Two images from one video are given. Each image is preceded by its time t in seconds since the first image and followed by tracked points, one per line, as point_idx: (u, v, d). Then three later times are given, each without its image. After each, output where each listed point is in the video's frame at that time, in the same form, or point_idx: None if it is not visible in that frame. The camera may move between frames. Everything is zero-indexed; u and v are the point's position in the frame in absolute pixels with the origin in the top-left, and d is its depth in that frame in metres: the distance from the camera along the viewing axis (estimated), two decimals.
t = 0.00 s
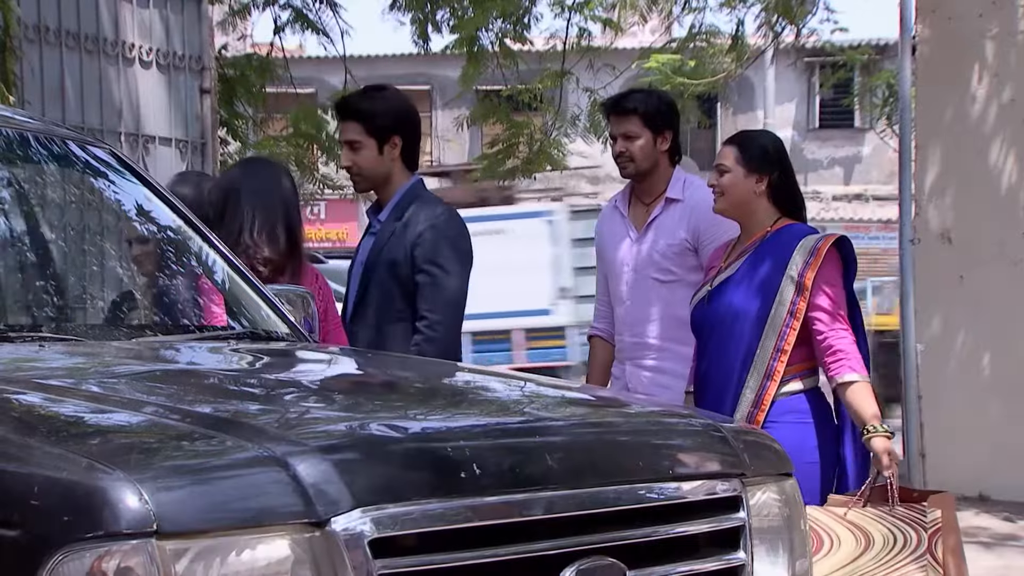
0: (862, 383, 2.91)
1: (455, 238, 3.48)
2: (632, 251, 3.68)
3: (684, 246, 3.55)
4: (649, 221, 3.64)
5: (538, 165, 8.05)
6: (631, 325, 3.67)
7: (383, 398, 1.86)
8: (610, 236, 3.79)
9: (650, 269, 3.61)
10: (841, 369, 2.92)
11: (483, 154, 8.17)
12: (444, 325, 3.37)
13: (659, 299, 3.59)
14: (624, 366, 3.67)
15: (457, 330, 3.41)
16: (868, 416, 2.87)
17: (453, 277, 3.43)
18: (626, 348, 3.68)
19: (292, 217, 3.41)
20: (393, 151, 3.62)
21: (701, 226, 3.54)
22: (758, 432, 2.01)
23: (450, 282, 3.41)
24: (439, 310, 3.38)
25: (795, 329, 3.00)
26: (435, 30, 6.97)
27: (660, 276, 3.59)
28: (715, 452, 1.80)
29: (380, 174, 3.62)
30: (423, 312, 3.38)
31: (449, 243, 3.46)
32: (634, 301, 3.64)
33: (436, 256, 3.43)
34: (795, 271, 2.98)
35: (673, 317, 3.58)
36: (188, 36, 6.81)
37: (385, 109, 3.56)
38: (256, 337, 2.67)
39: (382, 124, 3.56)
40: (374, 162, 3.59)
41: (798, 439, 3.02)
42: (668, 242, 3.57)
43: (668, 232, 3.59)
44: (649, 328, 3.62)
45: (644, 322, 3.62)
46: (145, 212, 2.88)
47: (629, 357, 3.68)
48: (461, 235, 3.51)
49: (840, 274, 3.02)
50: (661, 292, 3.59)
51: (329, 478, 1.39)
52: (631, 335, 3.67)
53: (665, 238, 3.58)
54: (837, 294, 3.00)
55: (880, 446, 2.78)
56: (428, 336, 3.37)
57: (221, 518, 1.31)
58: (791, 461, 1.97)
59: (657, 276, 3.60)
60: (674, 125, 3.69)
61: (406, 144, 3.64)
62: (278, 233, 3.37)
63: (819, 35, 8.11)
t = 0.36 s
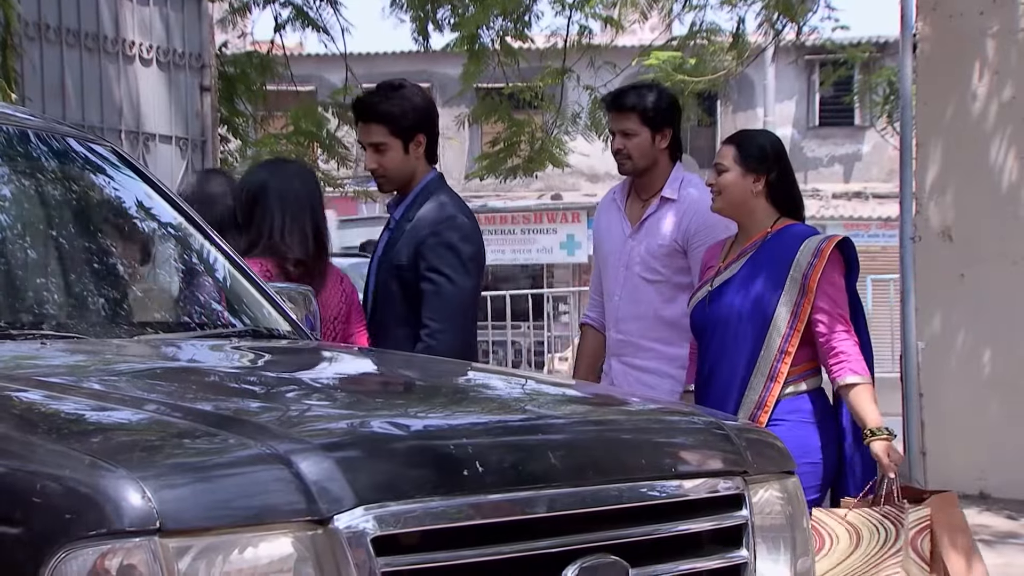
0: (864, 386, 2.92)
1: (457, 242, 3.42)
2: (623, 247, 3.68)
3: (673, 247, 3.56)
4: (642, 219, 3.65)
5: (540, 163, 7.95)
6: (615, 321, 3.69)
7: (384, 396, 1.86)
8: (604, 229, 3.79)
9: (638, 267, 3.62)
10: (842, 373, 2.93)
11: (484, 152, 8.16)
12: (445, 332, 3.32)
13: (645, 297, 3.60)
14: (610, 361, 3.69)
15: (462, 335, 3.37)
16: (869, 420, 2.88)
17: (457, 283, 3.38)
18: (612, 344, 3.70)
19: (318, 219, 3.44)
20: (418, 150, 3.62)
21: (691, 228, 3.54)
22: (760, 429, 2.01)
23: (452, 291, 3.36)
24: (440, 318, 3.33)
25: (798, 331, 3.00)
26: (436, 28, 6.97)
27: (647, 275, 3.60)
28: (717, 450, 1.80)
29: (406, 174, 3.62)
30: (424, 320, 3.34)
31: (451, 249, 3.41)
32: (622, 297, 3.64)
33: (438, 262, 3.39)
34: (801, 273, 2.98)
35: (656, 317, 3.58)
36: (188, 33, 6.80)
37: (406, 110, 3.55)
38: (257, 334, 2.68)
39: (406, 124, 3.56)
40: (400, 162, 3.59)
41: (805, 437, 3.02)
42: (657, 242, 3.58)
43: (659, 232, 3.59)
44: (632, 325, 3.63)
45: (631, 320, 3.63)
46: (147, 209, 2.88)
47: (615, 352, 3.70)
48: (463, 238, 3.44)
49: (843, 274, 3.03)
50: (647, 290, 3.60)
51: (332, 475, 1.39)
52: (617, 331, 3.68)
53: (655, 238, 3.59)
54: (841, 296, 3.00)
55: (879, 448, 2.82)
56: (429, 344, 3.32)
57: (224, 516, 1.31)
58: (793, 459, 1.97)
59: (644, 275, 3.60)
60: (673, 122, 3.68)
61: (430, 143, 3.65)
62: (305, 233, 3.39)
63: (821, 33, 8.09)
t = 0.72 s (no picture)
0: (860, 390, 2.92)
1: (451, 241, 3.41)
2: (622, 247, 3.69)
3: (673, 251, 3.55)
4: (642, 220, 3.65)
5: (540, 165, 7.93)
6: (613, 321, 3.70)
7: (386, 396, 1.86)
8: (605, 227, 3.80)
9: (637, 268, 3.62)
10: (840, 375, 2.93)
11: (485, 153, 8.16)
12: (436, 331, 3.31)
13: (643, 299, 3.60)
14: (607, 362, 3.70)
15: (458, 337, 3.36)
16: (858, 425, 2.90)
17: (449, 283, 3.36)
18: (608, 344, 3.71)
19: (333, 218, 3.44)
20: (423, 150, 3.62)
21: (692, 233, 3.53)
22: (763, 430, 2.01)
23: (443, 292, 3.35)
24: (432, 316, 3.32)
25: (801, 330, 3.00)
26: (436, 29, 6.97)
27: (646, 278, 3.60)
28: (720, 450, 1.80)
29: (411, 175, 3.62)
30: (417, 319, 3.34)
31: (446, 247, 3.40)
32: (621, 298, 3.65)
33: (432, 261, 3.39)
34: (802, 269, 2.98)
35: (653, 319, 3.59)
36: (188, 34, 6.79)
37: (410, 111, 3.54)
38: (259, 335, 2.67)
39: (411, 126, 3.55)
40: (405, 164, 3.59)
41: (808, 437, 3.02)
42: (657, 245, 3.57)
43: (658, 234, 3.58)
44: (630, 326, 3.64)
45: (628, 320, 3.64)
46: (148, 209, 2.88)
47: (612, 353, 3.71)
48: (458, 237, 3.42)
49: (846, 272, 3.03)
50: (644, 292, 3.60)
51: (336, 476, 1.38)
52: (614, 332, 3.69)
53: (655, 240, 3.58)
54: (842, 296, 3.00)
55: (862, 457, 2.87)
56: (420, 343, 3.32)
57: (227, 517, 1.31)
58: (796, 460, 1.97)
59: (644, 278, 3.60)
60: (675, 124, 3.66)
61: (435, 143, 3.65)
62: (323, 233, 3.40)
63: (822, 33, 8.09)
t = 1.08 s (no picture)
0: (851, 393, 2.92)
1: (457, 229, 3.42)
2: (614, 245, 3.68)
3: (669, 248, 3.56)
4: (635, 218, 3.64)
5: (541, 164, 7.92)
6: (604, 319, 3.68)
7: (388, 397, 1.86)
8: (593, 224, 3.78)
9: (632, 266, 3.61)
10: (838, 376, 2.93)
11: (484, 153, 8.16)
12: (429, 314, 3.29)
13: (638, 297, 3.59)
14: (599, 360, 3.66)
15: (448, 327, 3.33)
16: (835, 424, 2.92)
17: (451, 268, 3.37)
18: (599, 343, 3.68)
19: (325, 219, 3.45)
20: (426, 152, 3.62)
21: (688, 230, 3.54)
22: (766, 432, 2.01)
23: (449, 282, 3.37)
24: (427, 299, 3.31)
25: (807, 330, 2.99)
26: (437, 29, 6.97)
27: (641, 275, 3.60)
28: (724, 452, 1.80)
29: (415, 178, 3.62)
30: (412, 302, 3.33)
31: (451, 233, 3.41)
32: (615, 296, 3.64)
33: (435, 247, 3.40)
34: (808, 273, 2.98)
35: (648, 317, 3.58)
36: (188, 34, 6.77)
37: (412, 113, 3.55)
38: (263, 336, 2.68)
39: (413, 129, 3.55)
40: (409, 166, 3.59)
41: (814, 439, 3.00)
42: (653, 242, 3.58)
43: (655, 232, 3.58)
44: (624, 324, 3.62)
45: (622, 319, 3.63)
46: (149, 208, 2.88)
47: (603, 352, 3.68)
48: (464, 225, 3.44)
49: (852, 272, 3.04)
50: (640, 290, 3.59)
51: (342, 475, 1.39)
52: (606, 330, 3.67)
53: (651, 237, 3.58)
54: (849, 296, 3.00)
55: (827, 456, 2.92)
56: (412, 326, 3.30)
57: (233, 517, 1.31)
58: (800, 462, 1.97)
59: (638, 275, 3.60)
60: (667, 121, 3.69)
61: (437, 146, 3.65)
62: (313, 233, 3.42)
63: (822, 33, 8.09)
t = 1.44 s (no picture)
0: (829, 372, 2.96)
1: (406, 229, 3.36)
2: (602, 242, 3.66)
3: (659, 242, 3.56)
4: (623, 215, 3.64)
5: (541, 163, 7.91)
6: (593, 316, 3.65)
7: (391, 397, 1.86)
8: (577, 221, 3.77)
9: (621, 261, 3.60)
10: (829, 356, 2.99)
11: (484, 152, 8.16)
12: (359, 309, 3.28)
13: (629, 293, 3.59)
14: (589, 358, 3.64)
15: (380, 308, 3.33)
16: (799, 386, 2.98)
17: (389, 268, 3.32)
18: (589, 341, 3.66)
19: (306, 219, 3.49)
20: (403, 155, 3.59)
21: (678, 224, 3.55)
22: (770, 432, 2.01)
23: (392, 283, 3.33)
24: (359, 292, 3.30)
25: (816, 332, 3.04)
26: (437, 28, 6.97)
27: (631, 270, 3.59)
28: (728, 452, 1.80)
29: (392, 182, 3.58)
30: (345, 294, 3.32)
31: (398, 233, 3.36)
32: (605, 293, 3.62)
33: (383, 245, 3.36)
34: (818, 273, 3.01)
35: (640, 313, 3.59)
36: (190, 34, 6.78)
37: (387, 117, 3.53)
38: (265, 336, 2.68)
39: (389, 132, 3.53)
40: (385, 170, 3.57)
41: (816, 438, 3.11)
42: (643, 237, 3.57)
43: (645, 227, 3.58)
44: (614, 320, 3.60)
45: (612, 315, 3.61)
46: (149, 207, 2.88)
47: (593, 350, 3.66)
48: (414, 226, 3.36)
49: (862, 271, 3.09)
50: (631, 285, 3.59)
51: (346, 475, 1.39)
52: (596, 328, 3.64)
53: (640, 232, 3.58)
54: (859, 295, 3.04)
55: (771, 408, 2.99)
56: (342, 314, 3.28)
57: (237, 518, 1.31)
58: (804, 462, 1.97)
59: (628, 270, 3.59)
60: (651, 115, 3.69)
61: (415, 149, 3.62)
62: (289, 232, 3.45)
63: (823, 33, 8.08)
